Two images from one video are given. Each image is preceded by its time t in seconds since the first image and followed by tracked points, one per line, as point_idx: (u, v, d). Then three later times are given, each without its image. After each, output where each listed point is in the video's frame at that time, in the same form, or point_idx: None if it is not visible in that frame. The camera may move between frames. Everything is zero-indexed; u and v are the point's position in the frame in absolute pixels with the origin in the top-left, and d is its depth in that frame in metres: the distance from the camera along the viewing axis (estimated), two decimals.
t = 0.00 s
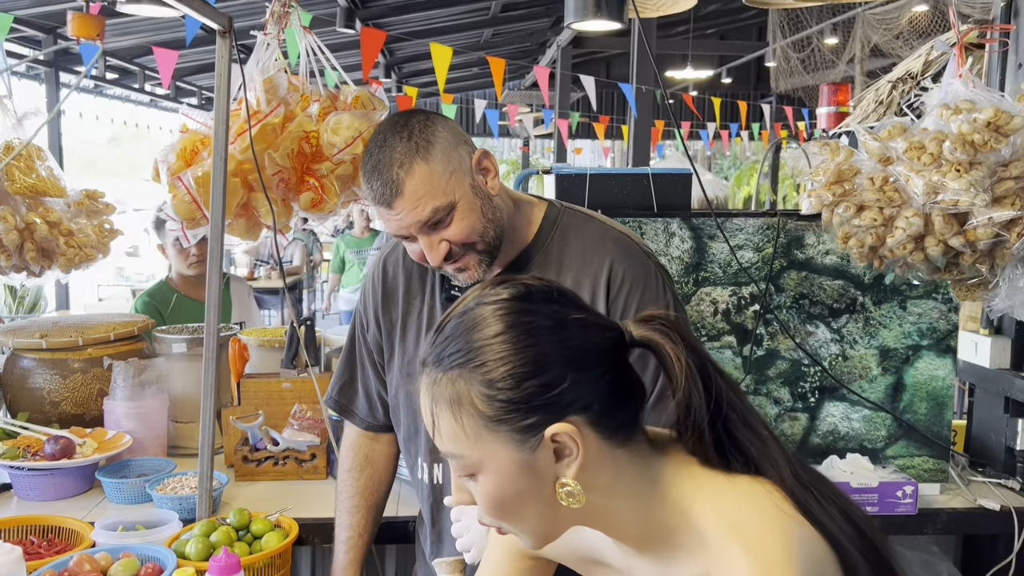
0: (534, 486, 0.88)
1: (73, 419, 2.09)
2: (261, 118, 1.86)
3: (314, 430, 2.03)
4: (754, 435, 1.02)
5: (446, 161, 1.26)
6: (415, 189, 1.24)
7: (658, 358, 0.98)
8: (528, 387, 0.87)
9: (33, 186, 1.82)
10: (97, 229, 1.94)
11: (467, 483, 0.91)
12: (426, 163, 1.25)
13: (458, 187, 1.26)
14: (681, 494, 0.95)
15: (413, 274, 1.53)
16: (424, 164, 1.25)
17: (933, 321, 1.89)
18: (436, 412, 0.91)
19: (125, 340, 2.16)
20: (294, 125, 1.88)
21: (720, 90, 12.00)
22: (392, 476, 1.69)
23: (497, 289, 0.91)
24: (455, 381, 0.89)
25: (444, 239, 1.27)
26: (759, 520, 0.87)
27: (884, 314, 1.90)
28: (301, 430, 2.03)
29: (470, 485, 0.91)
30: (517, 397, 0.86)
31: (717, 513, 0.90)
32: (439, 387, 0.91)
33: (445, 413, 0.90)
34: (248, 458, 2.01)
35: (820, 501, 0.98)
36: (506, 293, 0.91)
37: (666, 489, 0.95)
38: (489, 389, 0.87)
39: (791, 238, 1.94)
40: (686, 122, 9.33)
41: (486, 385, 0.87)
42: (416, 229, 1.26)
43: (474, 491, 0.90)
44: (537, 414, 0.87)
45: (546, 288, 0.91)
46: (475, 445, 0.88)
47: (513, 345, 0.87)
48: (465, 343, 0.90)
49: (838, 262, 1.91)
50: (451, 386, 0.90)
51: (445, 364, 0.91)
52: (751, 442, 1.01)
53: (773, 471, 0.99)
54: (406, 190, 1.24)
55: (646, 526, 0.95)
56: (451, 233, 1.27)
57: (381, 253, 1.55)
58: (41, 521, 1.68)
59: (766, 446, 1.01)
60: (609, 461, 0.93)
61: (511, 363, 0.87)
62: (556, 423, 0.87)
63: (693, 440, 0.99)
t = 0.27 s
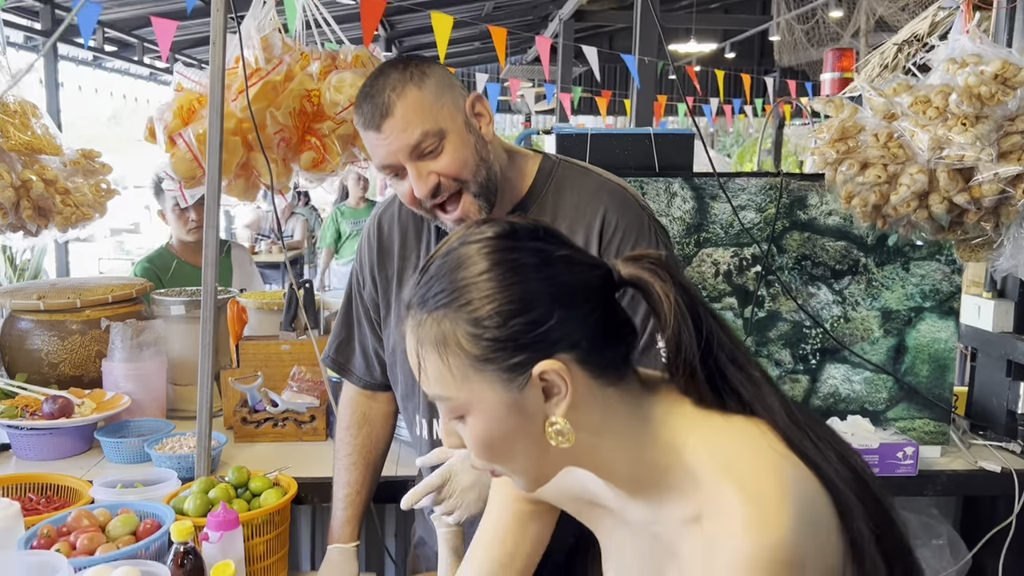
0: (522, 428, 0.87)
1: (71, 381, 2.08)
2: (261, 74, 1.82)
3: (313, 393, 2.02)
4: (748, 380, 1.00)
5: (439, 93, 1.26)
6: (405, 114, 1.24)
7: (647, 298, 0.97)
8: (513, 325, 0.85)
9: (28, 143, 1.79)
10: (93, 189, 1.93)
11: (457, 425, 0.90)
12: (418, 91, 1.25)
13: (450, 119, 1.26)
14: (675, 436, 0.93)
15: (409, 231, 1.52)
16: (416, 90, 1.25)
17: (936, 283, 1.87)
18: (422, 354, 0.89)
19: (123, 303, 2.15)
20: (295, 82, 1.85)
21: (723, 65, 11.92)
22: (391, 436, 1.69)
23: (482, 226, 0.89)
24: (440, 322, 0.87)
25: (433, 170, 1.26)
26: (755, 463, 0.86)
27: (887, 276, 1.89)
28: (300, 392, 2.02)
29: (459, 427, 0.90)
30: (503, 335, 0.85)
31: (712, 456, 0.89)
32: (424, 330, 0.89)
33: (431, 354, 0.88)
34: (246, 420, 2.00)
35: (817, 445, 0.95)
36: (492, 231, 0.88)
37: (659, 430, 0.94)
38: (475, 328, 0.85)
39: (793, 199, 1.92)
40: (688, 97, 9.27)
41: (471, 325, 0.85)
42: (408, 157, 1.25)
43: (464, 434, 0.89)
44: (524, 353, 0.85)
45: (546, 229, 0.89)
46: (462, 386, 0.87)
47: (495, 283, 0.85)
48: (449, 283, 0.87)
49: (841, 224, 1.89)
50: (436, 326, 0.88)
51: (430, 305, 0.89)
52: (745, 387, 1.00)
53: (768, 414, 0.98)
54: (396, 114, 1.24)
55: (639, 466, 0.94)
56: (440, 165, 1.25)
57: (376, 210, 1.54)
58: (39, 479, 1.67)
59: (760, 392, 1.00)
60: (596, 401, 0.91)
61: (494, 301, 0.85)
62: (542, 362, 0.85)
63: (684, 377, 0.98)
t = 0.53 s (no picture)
0: (552, 279, 0.80)
1: (71, 329, 2.06)
2: (261, 12, 1.74)
3: (315, 341, 2.02)
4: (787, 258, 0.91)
5: (434, 20, 1.30)
6: (402, 43, 1.28)
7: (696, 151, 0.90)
8: (547, 167, 0.77)
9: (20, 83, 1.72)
10: (89, 132, 1.92)
11: (491, 273, 0.84)
12: (413, 19, 1.29)
13: (448, 47, 1.31)
14: (702, 299, 0.84)
15: (407, 169, 1.49)
16: (411, 17, 1.29)
17: (950, 230, 1.83)
18: (455, 196, 0.83)
19: (123, 251, 2.12)
20: (297, 23, 1.79)
21: (731, 28, 11.76)
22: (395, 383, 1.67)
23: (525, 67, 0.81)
24: (470, 162, 0.81)
25: (432, 98, 1.30)
26: (786, 331, 0.77)
27: (900, 223, 1.85)
28: (303, 340, 2.02)
29: (491, 277, 0.84)
30: (536, 177, 0.77)
31: (740, 321, 0.80)
32: (455, 171, 0.83)
33: (462, 197, 0.82)
34: (248, 368, 1.97)
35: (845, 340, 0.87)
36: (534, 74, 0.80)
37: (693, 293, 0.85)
38: (506, 170, 0.78)
39: (806, 143, 1.87)
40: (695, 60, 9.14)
41: (501, 166, 0.79)
42: (406, 86, 1.30)
43: (495, 282, 0.83)
44: (552, 199, 0.77)
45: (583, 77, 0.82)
46: (490, 232, 0.81)
47: (530, 117, 0.78)
48: (485, 121, 0.80)
49: (855, 168, 1.84)
50: (467, 167, 0.81)
51: (464, 144, 0.82)
52: (783, 262, 0.91)
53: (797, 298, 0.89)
54: (393, 41, 1.28)
55: (669, 330, 0.86)
56: (439, 93, 1.30)
57: (375, 150, 1.52)
58: (38, 424, 1.65)
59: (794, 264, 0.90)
60: (633, 257, 0.83)
61: (529, 136, 0.78)
62: (572, 208, 0.78)
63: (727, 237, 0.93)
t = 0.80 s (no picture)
0: (606, 163, 0.85)
1: (77, 277, 2.05)
2: None
3: (323, 291, 1.98)
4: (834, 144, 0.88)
5: None
6: None
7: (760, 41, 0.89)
8: (604, 59, 0.81)
9: (21, 22, 1.68)
10: (91, 75, 1.87)
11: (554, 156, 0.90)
12: None
13: None
14: (741, 201, 0.87)
15: (415, 109, 1.46)
16: None
17: (969, 176, 1.82)
18: (523, 82, 0.89)
19: (128, 198, 2.09)
20: None
21: None
22: (405, 330, 1.65)
23: None
24: (538, 46, 0.86)
25: (444, 22, 1.32)
26: (813, 235, 0.81)
27: (918, 168, 1.84)
28: (310, 290, 1.98)
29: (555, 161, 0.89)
30: (594, 67, 0.81)
31: (778, 224, 0.82)
32: (525, 55, 0.88)
33: (527, 82, 0.88)
34: (256, 316, 1.97)
35: (882, 236, 0.84)
36: None
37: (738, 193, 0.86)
38: (568, 60, 0.83)
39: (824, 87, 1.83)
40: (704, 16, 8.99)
41: (566, 47, 0.83)
42: (417, 9, 1.31)
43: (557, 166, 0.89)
44: (608, 84, 0.81)
45: None
46: (552, 113, 0.86)
47: None
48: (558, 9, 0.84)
49: (874, 112, 1.81)
50: (537, 55, 0.86)
51: (536, 31, 0.86)
52: (827, 152, 0.88)
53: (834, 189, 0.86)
54: None
55: (709, 237, 0.90)
56: (450, 17, 1.32)
57: (383, 91, 1.48)
58: (46, 368, 1.64)
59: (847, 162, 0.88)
60: (686, 149, 0.85)
61: (596, 18, 0.81)
62: (625, 92, 0.80)
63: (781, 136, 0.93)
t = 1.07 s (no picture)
0: (648, 116, 0.85)
1: (85, 233, 2.04)
2: None
3: (332, 249, 1.97)
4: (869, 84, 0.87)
5: None
6: None
7: None
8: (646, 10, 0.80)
9: None
10: (95, 27, 1.85)
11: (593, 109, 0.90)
12: None
13: None
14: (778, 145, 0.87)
15: (425, 60, 1.43)
16: None
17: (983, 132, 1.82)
18: (562, 36, 0.89)
19: (134, 154, 2.07)
20: None
21: None
22: (416, 288, 1.64)
23: None
24: None
25: None
26: (844, 177, 0.82)
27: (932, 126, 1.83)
28: (319, 247, 1.97)
29: (594, 112, 0.90)
30: (634, 19, 0.81)
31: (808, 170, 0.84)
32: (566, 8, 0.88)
33: (567, 36, 0.88)
34: (265, 274, 1.95)
35: (911, 181, 0.84)
36: None
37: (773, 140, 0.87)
38: (609, 12, 0.83)
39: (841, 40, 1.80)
40: None
41: None
42: None
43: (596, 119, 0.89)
44: (651, 35, 0.81)
45: None
46: (593, 66, 0.86)
47: None
48: None
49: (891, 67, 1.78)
50: (576, 9, 0.86)
51: None
52: (857, 97, 0.88)
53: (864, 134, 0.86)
54: None
55: (744, 184, 0.91)
56: None
57: (392, 42, 1.45)
58: (55, 324, 1.64)
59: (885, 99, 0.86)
60: (725, 99, 0.85)
61: None
62: (669, 44, 0.80)
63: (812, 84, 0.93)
